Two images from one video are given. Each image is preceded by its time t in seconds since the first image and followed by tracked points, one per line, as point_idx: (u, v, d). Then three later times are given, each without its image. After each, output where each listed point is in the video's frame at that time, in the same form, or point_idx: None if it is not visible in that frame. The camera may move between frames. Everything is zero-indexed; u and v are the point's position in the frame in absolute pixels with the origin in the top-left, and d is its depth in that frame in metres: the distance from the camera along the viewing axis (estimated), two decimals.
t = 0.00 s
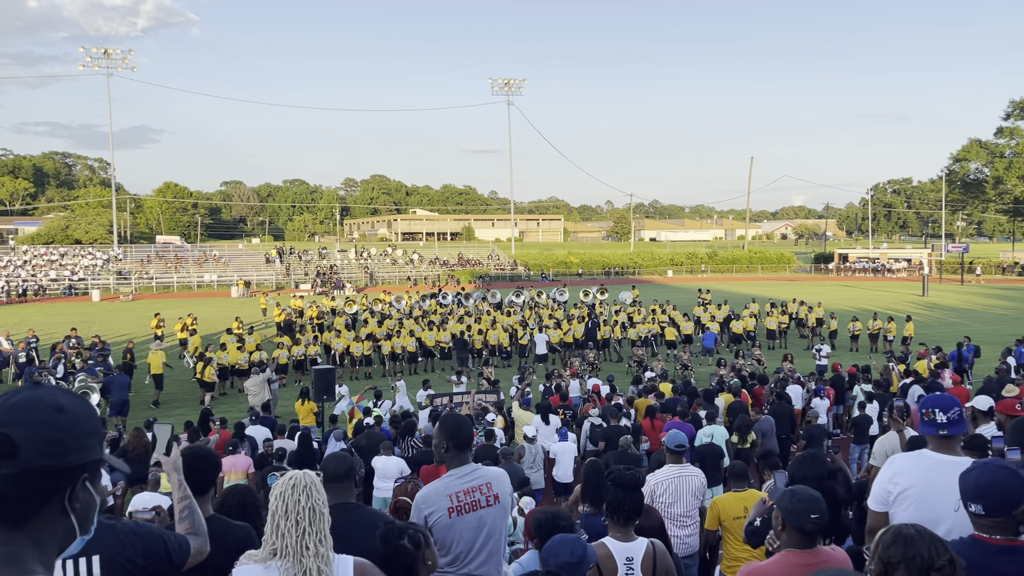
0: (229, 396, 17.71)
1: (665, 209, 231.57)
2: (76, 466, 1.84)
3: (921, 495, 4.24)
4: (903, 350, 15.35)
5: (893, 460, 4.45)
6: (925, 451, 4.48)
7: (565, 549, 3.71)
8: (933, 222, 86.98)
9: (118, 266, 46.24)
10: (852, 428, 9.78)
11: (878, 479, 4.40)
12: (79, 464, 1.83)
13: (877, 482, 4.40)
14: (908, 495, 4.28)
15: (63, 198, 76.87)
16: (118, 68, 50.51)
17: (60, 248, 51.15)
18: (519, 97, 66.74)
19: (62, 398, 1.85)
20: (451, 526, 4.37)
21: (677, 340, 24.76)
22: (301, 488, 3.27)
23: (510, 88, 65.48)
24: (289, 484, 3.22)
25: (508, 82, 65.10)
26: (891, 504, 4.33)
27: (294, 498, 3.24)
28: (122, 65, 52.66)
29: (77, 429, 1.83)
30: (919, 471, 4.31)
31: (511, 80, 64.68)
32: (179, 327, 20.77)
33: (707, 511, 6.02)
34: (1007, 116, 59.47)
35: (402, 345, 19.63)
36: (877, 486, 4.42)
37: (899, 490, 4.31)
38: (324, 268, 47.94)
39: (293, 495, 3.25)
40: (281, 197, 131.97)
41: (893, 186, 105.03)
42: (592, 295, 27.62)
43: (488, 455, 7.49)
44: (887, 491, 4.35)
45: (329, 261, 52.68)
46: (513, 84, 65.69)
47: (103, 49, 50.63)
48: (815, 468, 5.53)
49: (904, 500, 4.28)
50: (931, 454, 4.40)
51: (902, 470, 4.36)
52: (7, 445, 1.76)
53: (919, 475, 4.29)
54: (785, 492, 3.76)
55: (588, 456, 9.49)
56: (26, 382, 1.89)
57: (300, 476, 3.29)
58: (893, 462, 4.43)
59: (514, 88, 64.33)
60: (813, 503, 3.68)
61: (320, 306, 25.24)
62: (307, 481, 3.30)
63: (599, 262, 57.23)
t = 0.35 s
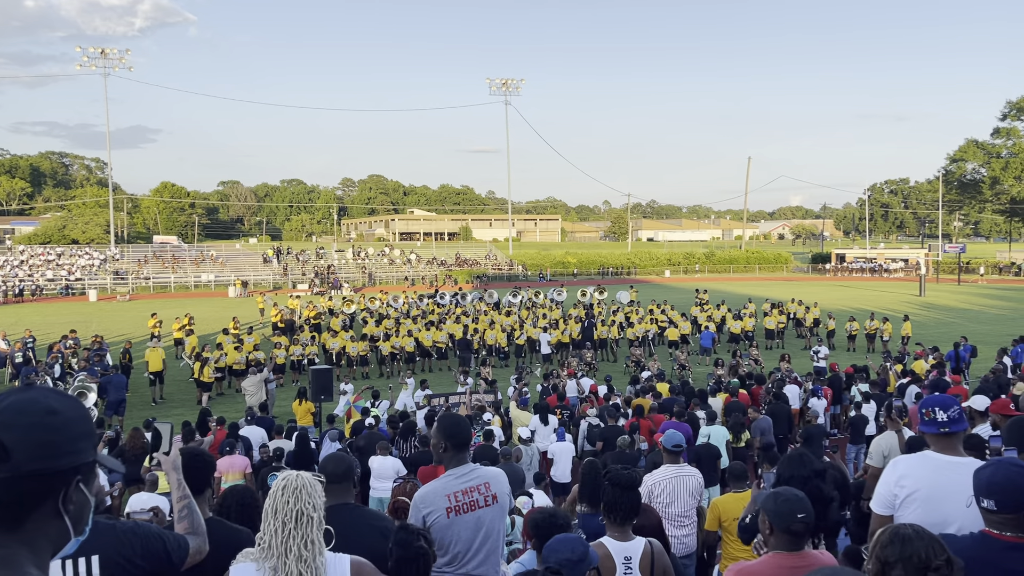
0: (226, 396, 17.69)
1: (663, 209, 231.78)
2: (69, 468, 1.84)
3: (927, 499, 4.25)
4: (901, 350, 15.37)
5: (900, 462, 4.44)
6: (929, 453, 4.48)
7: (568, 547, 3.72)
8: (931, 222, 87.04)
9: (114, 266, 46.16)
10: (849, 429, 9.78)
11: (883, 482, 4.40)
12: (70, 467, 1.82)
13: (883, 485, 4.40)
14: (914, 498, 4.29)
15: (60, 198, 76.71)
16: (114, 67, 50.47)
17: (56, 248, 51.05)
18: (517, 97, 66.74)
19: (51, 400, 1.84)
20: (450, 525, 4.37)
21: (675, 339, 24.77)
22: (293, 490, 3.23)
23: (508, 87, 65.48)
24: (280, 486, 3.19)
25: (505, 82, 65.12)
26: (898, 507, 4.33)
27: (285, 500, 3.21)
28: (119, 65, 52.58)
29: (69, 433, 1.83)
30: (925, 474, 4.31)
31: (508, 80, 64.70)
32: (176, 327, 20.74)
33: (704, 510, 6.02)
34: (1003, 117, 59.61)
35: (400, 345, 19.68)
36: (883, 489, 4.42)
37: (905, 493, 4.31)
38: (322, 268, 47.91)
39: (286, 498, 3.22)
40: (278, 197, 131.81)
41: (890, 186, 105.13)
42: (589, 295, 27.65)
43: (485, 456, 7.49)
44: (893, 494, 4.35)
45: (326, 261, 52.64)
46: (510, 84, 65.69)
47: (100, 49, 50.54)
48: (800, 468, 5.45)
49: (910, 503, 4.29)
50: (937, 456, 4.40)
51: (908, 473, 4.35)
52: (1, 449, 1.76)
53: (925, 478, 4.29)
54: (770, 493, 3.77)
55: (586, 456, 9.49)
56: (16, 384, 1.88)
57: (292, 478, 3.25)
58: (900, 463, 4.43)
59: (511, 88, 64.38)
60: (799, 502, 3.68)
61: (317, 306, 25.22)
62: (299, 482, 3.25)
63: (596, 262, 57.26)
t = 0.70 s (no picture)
0: (224, 396, 17.70)
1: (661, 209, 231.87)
2: (67, 471, 1.84)
3: (923, 499, 4.26)
4: (899, 350, 15.38)
5: (896, 461, 4.45)
6: (925, 452, 4.48)
7: (566, 547, 3.72)
8: (928, 222, 87.15)
9: (112, 267, 46.12)
10: (845, 429, 9.80)
11: (880, 481, 4.40)
12: (68, 469, 1.82)
13: (880, 484, 4.40)
14: (910, 497, 4.30)
15: (57, 199, 76.66)
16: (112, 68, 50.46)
17: (53, 249, 51.00)
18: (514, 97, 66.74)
19: (48, 403, 1.84)
20: (450, 525, 4.38)
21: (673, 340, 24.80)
22: (288, 495, 3.23)
23: (505, 88, 65.48)
24: (276, 492, 3.20)
25: (503, 82, 65.17)
26: (894, 506, 4.33)
27: (281, 505, 3.21)
28: (116, 65, 52.53)
29: (67, 434, 1.83)
30: (921, 475, 4.31)
31: (505, 80, 64.70)
32: (174, 328, 20.73)
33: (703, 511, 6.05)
34: (1000, 117, 59.72)
35: (399, 344, 19.73)
36: (880, 489, 4.42)
37: (901, 492, 4.31)
38: (319, 269, 47.91)
39: (282, 503, 3.22)
40: (276, 197, 131.84)
41: (887, 186, 105.26)
42: (586, 296, 27.69)
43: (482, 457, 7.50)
44: (889, 493, 4.36)
45: (323, 261, 52.63)
46: (508, 84, 65.68)
47: (97, 50, 50.49)
48: (807, 468, 5.53)
49: (906, 503, 4.30)
50: (933, 456, 4.40)
51: (905, 472, 4.35)
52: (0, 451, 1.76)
53: (921, 479, 4.30)
54: (753, 498, 3.79)
55: (584, 457, 9.50)
56: (14, 387, 1.89)
57: (288, 482, 3.26)
58: (895, 463, 4.43)
59: (508, 88, 64.40)
60: (781, 505, 3.69)
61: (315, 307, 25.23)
62: (296, 486, 3.26)
63: (594, 262, 57.29)
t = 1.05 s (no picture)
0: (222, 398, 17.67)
1: (659, 209, 232.19)
2: (61, 471, 1.84)
3: (911, 497, 4.27)
4: (897, 350, 15.39)
5: (885, 459, 4.44)
6: (915, 451, 4.48)
7: (561, 550, 3.71)
8: (926, 222, 87.39)
9: (110, 268, 46.06)
10: (843, 429, 9.78)
11: (871, 479, 4.39)
12: (63, 468, 1.83)
13: (870, 482, 4.40)
14: (899, 496, 4.30)
15: (54, 201, 76.56)
16: (109, 69, 50.44)
17: (51, 251, 50.88)
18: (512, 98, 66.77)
19: (44, 404, 1.85)
20: (447, 527, 4.37)
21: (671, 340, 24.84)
22: (293, 497, 3.24)
23: (503, 89, 65.51)
24: (281, 494, 3.21)
25: (501, 83, 65.23)
26: (882, 504, 4.33)
27: (286, 508, 3.23)
28: (114, 67, 52.36)
29: (61, 436, 1.83)
30: (911, 473, 4.31)
31: (503, 81, 64.79)
32: (172, 330, 20.68)
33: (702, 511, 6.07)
34: (996, 117, 59.97)
35: (397, 345, 19.77)
36: (868, 487, 4.42)
37: (889, 490, 4.32)
38: (317, 270, 47.89)
39: (287, 506, 3.24)
40: (274, 198, 131.73)
41: (884, 186, 105.58)
42: (583, 296, 27.69)
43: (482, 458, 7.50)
44: (878, 491, 4.36)
45: (322, 263, 52.62)
46: (506, 85, 65.74)
47: (94, 51, 50.40)
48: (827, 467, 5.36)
49: (895, 501, 4.30)
50: (923, 455, 4.40)
51: (893, 470, 4.36)
52: None
53: (910, 477, 4.30)
54: (744, 498, 3.81)
55: (582, 457, 9.49)
56: (10, 388, 1.89)
57: (294, 484, 3.27)
58: (886, 460, 4.43)
59: (506, 89, 64.48)
60: (776, 506, 3.71)
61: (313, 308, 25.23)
62: (301, 488, 3.27)
63: (592, 263, 57.32)
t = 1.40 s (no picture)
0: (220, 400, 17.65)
1: (657, 209, 232.51)
2: (48, 475, 1.84)
3: (898, 496, 4.27)
4: (895, 350, 15.40)
5: (874, 458, 4.44)
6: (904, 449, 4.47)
7: (557, 554, 3.72)
8: (923, 222, 87.49)
9: (108, 271, 46.05)
10: (842, 428, 9.76)
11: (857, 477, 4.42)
12: (49, 471, 1.82)
13: (857, 479, 4.42)
14: (886, 494, 4.30)
15: (52, 203, 76.51)
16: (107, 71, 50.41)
17: (48, 253, 50.84)
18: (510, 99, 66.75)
19: (29, 406, 1.84)
20: (445, 528, 4.37)
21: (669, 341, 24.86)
22: (298, 499, 3.25)
23: (501, 90, 65.54)
24: (286, 495, 3.21)
25: (499, 84, 65.25)
26: (870, 502, 4.33)
27: (290, 510, 3.23)
28: (112, 69, 52.32)
29: (48, 438, 1.83)
30: (899, 471, 4.31)
31: (501, 82, 64.82)
32: (170, 332, 20.64)
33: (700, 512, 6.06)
34: (992, 117, 60.12)
35: (395, 346, 19.77)
36: (857, 485, 4.42)
37: (877, 488, 4.32)
38: (316, 272, 47.87)
39: (291, 508, 3.23)
40: (272, 200, 131.71)
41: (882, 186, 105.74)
42: (581, 297, 27.71)
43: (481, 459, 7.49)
44: (866, 489, 4.36)
45: (320, 264, 52.63)
46: (504, 86, 65.77)
47: (92, 53, 50.38)
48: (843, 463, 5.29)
49: (883, 499, 4.29)
50: (911, 454, 4.39)
51: (881, 468, 4.35)
52: None
53: (898, 475, 4.30)
54: (749, 501, 3.80)
55: (581, 459, 9.49)
56: None
57: (299, 487, 3.26)
58: (875, 458, 4.43)
59: (504, 90, 64.47)
60: (779, 508, 3.71)
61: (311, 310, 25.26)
62: (306, 490, 3.27)
63: (591, 263, 57.35)
